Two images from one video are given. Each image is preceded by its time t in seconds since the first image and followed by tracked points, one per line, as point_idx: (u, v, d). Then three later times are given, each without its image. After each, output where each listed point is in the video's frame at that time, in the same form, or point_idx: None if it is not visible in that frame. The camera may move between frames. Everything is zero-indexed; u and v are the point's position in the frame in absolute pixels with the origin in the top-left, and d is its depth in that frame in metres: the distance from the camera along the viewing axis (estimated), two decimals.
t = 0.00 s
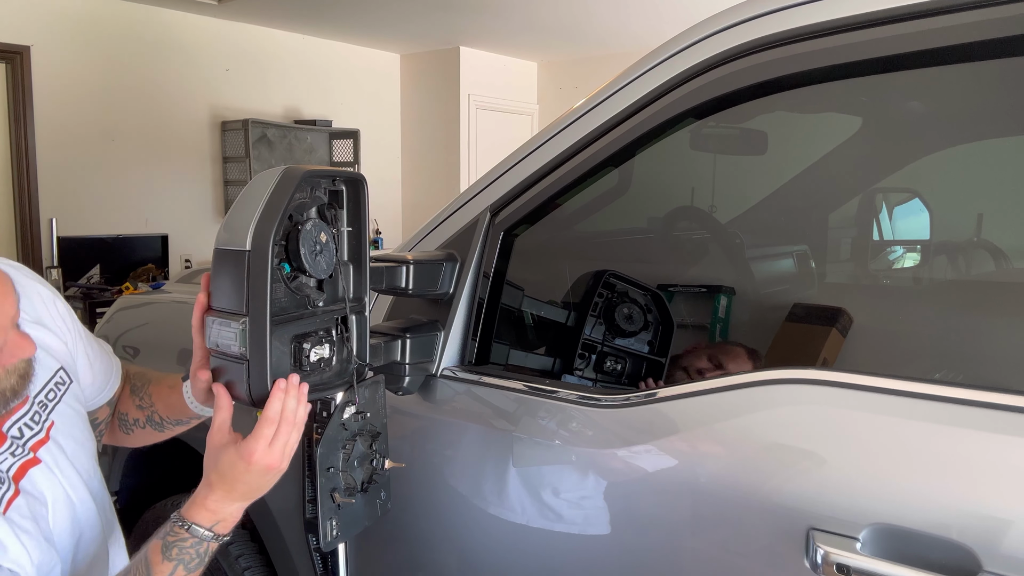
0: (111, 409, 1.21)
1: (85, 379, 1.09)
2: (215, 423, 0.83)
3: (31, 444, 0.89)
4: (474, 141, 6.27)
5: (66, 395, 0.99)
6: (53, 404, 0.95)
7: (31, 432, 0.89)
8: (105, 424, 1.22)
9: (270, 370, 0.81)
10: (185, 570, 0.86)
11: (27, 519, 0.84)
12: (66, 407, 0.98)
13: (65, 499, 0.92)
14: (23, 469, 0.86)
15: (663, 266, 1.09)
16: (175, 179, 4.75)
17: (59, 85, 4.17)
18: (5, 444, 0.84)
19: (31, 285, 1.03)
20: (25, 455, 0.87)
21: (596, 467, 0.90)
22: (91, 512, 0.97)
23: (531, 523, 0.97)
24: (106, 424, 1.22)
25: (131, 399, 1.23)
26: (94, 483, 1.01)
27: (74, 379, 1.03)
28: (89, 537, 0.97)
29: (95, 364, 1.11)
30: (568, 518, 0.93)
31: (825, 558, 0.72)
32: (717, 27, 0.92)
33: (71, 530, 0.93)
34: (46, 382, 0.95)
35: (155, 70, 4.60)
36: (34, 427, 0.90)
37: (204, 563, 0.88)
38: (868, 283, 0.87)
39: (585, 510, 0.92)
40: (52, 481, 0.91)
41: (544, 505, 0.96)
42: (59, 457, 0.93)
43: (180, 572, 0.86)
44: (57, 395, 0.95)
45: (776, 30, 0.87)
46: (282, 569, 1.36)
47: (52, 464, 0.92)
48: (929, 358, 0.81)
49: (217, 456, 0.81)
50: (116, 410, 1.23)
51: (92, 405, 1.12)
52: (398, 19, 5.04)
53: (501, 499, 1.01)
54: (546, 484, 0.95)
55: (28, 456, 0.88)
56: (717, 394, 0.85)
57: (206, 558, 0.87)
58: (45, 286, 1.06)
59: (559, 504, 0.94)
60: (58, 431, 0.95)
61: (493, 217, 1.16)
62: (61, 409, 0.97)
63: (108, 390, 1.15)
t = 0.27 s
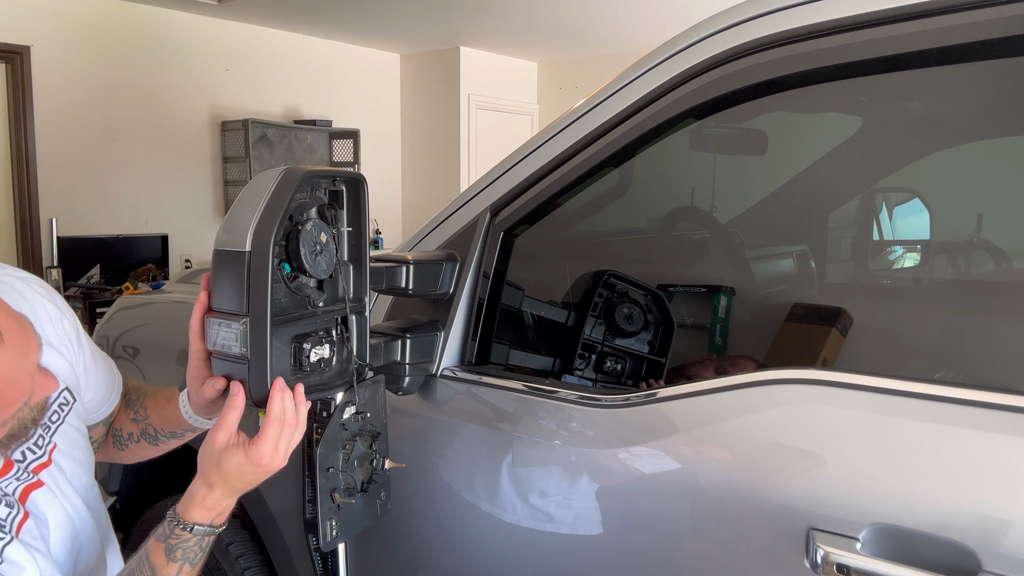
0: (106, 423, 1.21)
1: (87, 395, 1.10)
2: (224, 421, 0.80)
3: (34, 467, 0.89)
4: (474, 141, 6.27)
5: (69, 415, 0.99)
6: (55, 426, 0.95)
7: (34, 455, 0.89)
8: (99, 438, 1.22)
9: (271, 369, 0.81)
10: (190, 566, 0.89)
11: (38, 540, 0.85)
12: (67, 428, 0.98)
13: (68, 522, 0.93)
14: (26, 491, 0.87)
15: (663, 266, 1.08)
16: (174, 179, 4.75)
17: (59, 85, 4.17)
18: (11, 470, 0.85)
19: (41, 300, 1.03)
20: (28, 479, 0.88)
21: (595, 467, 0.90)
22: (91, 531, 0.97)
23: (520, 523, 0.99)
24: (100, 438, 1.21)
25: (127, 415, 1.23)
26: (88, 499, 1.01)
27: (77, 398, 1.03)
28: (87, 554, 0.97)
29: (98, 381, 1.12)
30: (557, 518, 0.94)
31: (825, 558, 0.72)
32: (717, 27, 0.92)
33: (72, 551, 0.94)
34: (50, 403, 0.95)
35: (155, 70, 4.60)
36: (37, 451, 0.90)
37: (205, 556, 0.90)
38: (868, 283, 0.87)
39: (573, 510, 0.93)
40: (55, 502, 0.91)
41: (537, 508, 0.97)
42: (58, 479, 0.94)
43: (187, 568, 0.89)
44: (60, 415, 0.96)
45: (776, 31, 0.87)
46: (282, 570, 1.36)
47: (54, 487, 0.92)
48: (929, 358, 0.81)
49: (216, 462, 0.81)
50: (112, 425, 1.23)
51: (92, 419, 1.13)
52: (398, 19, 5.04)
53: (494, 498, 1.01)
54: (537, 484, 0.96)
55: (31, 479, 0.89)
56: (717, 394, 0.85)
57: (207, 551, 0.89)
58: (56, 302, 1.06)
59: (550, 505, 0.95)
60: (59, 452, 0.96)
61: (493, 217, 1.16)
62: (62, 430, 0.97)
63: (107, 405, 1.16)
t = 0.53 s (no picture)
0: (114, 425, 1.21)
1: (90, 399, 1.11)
2: (227, 422, 0.83)
3: (42, 469, 0.90)
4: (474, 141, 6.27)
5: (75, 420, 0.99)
6: (63, 429, 0.95)
7: (42, 457, 0.90)
8: (105, 441, 1.22)
9: (272, 369, 0.81)
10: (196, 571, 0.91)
11: (43, 543, 0.86)
12: (74, 431, 0.98)
13: (74, 525, 0.94)
14: (35, 494, 0.88)
15: (662, 266, 1.09)
16: (174, 179, 4.75)
17: (59, 85, 4.17)
18: (20, 473, 0.86)
19: (51, 304, 1.04)
20: (36, 481, 0.88)
21: (596, 467, 0.90)
22: (93, 533, 0.97)
23: (519, 522, 0.99)
24: (107, 440, 1.21)
25: (133, 416, 1.23)
26: (92, 500, 1.01)
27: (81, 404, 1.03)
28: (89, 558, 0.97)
29: (101, 386, 1.13)
30: (555, 518, 0.95)
31: (825, 558, 0.72)
32: (717, 27, 0.92)
33: (78, 553, 0.94)
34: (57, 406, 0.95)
35: (155, 70, 4.60)
36: (45, 453, 0.90)
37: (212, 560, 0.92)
38: (868, 283, 0.87)
39: (572, 510, 0.93)
40: (60, 506, 0.92)
41: (535, 508, 0.97)
42: (65, 481, 0.94)
43: (191, 571, 0.91)
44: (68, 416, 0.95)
45: (776, 31, 0.87)
46: (282, 570, 1.36)
47: (60, 490, 0.93)
48: (929, 358, 0.81)
49: (217, 459, 0.84)
50: (117, 427, 1.23)
51: (97, 422, 1.14)
52: (398, 19, 5.04)
53: (493, 498, 1.02)
54: (535, 484, 0.97)
55: (38, 482, 0.89)
56: (717, 394, 0.85)
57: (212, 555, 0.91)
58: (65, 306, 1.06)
59: (551, 506, 0.95)
60: (66, 455, 0.96)
61: (493, 217, 1.16)
62: (69, 434, 0.97)
63: (112, 408, 1.17)
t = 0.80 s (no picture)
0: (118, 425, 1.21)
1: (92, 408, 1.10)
2: (240, 454, 0.87)
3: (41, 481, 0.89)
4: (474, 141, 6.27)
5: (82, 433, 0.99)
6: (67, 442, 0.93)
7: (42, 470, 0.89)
8: (109, 441, 1.22)
9: (272, 369, 0.81)
10: None
11: (41, 558, 0.86)
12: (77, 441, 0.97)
13: (71, 534, 0.94)
14: (34, 506, 0.88)
15: (663, 266, 1.09)
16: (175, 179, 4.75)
17: (58, 85, 4.17)
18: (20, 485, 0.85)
19: (58, 314, 0.99)
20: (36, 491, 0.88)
21: (596, 467, 0.90)
22: (91, 541, 0.98)
23: (512, 520, 1.00)
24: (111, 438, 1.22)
25: (136, 416, 1.23)
26: (88, 506, 1.00)
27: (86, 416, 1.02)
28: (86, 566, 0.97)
29: (103, 394, 1.12)
30: (549, 516, 0.95)
31: (825, 558, 0.72)
32: (718, 26, 0.92)
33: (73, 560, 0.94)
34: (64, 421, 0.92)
35: (155, 70, 4.60)
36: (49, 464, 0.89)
37: None
38: (868, 283, 0.87)
39: (566, 508, 0.93)
40: (59, 518, 0.92)
41: (529, 506, 0.97)
42: (63, 491, 0.94)
43: None
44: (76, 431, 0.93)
45: (776, 31, 0.87)
46: (282, 570, 1.36)
47: (59, 500, 0.93)
48: (929, 358, 0.81)
49: (233, 486, 0.86)
50: (121, 427, 1.23)
51: (98, 425, 1.14)
52: (398, 19, 5.04)
53: (489, 496, 1.02)
54: (530, 483, 0.97)
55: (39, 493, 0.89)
56: (717, 394, 0.85)
57: None
58: (71, 312, 1.02)
59: (544, 504, 0.96)
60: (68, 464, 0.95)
61: (493, 217, 1.16)
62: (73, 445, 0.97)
63: (114, 412, 1.17)
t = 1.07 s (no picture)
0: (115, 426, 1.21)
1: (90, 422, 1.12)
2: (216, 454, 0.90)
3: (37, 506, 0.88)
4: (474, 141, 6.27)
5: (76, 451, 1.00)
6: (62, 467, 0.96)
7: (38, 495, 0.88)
8: (106, 441, 1.22)
9: (271, 369, 0.81)
10: None
11: None
12: (74, 465, 0.99)
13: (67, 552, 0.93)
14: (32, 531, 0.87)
15: (663, 267, 1.09)
16: (175, 178, 4.74)
17: (58, 85, 4.17)
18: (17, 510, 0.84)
19: (48, 339, 1.01)
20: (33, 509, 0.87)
21: (596, 467, 0.90)
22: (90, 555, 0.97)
23: (503, 519, 1.01)
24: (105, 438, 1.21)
25: (132, 414, 1.23)
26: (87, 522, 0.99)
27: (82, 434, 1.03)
28: None
29: (104, 407, 1.13)
30: (536, 514, 0.97)
31: (824, 558, 0.72)
32: (718, 26, 0.92)
33: None
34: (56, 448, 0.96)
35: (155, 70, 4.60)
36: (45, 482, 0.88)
37: None
38: (868, 283, 0.87)
39: (556, 506, 0.95)
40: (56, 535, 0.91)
41: (518, 504, 0.99)
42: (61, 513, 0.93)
43: None
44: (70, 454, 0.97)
45: (776, 30, 0.87)
46: (282, 570, 1.36)
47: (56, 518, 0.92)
48: (929, 358, 0.81)
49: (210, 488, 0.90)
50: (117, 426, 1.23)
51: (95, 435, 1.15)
52: (398, 19, 5.04)
53: (481, 494, 1.03)
54: (520, 481, 0.98)
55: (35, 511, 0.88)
56: (717, 394, 0.85)
57: None
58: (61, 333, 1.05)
59: (533, 502, 0.97)
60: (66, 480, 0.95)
61: (493, 217, 1.16)
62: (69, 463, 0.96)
63: (114, 419, 1.17)
